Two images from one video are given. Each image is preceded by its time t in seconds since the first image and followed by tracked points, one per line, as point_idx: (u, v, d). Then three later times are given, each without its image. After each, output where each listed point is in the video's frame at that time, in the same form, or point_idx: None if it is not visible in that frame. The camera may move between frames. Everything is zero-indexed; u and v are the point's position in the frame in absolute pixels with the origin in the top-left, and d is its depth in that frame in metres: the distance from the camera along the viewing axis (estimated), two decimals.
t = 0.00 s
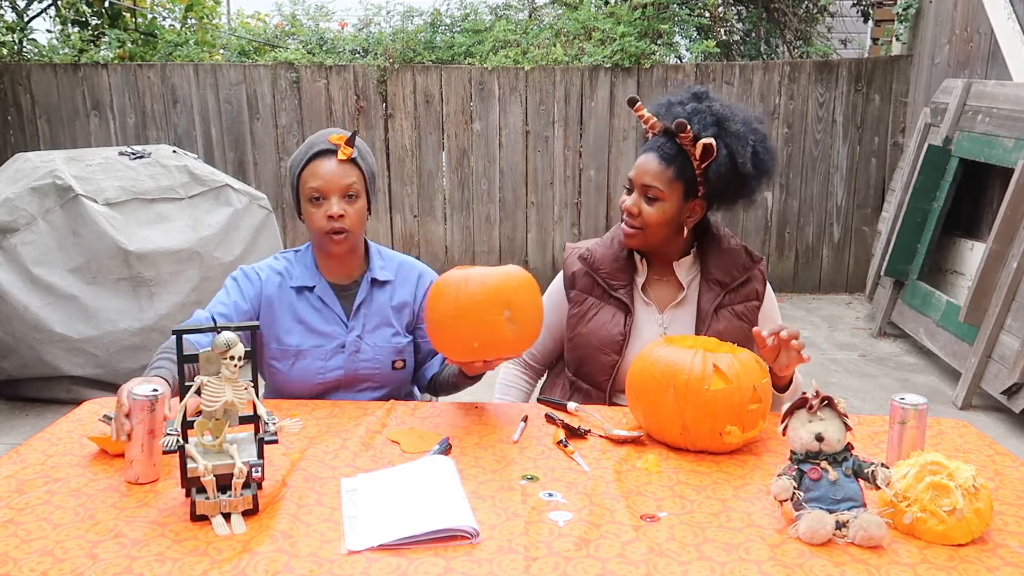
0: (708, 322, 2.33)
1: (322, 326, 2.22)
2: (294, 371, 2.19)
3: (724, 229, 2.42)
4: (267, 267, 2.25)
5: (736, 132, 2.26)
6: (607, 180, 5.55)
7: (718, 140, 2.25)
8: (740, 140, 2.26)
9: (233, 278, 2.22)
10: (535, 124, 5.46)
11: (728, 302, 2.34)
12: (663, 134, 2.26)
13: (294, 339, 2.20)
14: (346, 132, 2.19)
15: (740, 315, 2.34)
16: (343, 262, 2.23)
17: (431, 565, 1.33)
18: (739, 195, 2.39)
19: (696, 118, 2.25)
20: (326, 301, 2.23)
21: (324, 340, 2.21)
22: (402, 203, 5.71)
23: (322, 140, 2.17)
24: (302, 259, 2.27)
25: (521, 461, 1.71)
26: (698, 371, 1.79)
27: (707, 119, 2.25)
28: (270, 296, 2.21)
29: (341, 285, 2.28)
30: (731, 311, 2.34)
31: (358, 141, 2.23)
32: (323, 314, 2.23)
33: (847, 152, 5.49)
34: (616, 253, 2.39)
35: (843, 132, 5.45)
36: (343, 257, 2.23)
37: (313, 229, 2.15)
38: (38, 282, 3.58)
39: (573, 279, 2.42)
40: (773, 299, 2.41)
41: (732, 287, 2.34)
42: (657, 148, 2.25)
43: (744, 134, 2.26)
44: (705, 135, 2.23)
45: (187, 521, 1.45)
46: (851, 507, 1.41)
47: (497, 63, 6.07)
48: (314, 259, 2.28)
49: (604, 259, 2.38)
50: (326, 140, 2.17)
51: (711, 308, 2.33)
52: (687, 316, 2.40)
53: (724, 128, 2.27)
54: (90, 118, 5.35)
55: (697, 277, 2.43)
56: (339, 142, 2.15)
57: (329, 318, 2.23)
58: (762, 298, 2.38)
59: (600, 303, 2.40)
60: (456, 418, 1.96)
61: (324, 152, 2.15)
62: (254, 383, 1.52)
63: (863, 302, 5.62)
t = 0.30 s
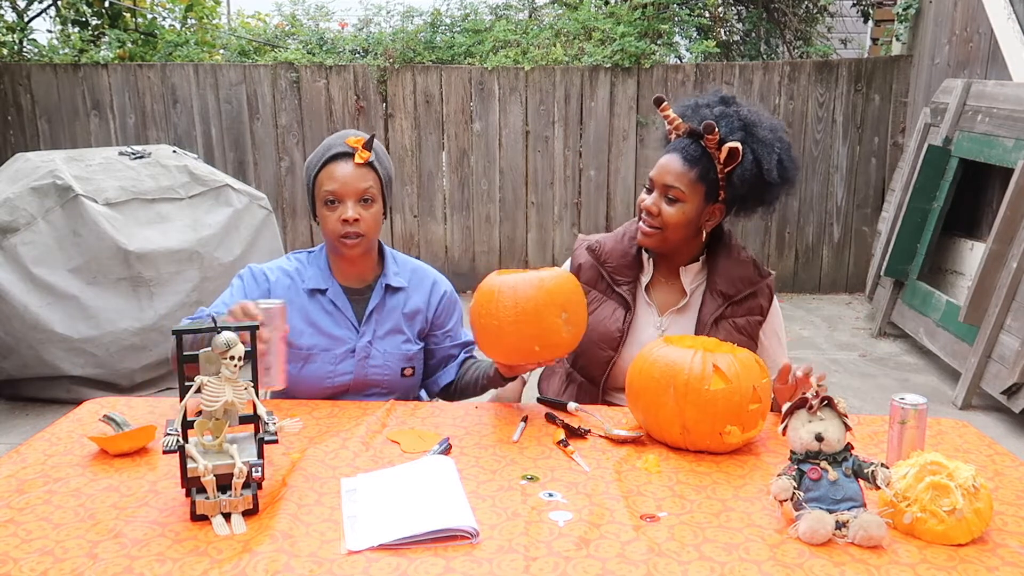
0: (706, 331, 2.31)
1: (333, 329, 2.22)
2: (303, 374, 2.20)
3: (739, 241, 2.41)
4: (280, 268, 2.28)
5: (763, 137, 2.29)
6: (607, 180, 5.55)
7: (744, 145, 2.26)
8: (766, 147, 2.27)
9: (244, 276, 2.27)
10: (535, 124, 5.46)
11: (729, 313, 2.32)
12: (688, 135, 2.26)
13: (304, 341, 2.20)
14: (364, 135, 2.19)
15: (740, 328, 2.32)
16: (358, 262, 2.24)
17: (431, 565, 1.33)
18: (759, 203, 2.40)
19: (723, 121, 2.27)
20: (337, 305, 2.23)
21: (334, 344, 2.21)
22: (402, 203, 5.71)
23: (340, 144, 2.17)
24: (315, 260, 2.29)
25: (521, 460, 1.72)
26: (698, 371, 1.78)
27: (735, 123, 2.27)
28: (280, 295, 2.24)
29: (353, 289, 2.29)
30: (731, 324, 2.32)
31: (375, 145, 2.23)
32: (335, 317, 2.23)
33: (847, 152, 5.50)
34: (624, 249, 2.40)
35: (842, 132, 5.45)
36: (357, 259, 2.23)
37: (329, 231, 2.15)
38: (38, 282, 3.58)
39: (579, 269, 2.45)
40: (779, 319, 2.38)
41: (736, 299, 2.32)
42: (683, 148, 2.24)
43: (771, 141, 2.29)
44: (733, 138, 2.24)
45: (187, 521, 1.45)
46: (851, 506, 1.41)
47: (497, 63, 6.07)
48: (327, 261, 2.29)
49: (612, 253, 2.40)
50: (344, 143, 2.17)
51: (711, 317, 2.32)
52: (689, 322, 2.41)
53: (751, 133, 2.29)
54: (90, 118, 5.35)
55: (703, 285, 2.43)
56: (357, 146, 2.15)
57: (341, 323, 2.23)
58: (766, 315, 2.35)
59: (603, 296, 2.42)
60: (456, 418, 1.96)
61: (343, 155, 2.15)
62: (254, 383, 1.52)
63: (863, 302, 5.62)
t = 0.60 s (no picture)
0: (719, 330, 2.31)
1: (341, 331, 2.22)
2: (308, 374, 2.20)
3: (748, 242, 2.42)
4: (294, 266, 2.29)
5: (764, 134, 2.28)
6: (607, 180, 5.55)
7: (744, 142, 2.26)
8: (766, 143, 2.27)
9: (255, 274, 2.25)
10: (535, 124, 5.46)
11: (742, 312, 2.32)
12: (690, 136, 2.27)
13: (310, 344, 2.18)
14: (374, 139, 2.19)
15: (752, 327, 2.31)
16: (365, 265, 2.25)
17: (431, 565, 1.33)
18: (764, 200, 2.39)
19: (723, 120, 2.28)
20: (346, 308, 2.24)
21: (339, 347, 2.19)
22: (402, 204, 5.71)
23: (349, 147, 2.17)
24: (326, 262, 2.31)
25: (521, 460, 1.72)
26: (698, 371, 1.78)
27: (735, 121, 2.28)
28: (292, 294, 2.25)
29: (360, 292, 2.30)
30: (744, 322, 2.32)
31: (384, 148, 2.23)
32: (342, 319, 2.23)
33: (847, 153, 5.50)
34: (635, 247, 2.41)
35: (842, 133, 5.46)
36: (365, 262, 2.24)
37: (336, 235, 2.15)
38: (38, 282, 3.58)
39: (588, 267, 2.44)
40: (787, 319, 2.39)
41: (748, 298, 2.33)
42: (686, 149, 2.25)
43: (772, 137, 2.29)
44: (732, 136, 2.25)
45: (187, 521, 1.45)
46: (851, 507, 1.41)
47: (497, 63, 6.07)
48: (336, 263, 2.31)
49: (623, 250, 2.40)
50: (352, 147, 2.17)
51: (724, 316, 2.32)
52: (700, 321, 2.42)
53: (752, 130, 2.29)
54: (90, 118, 5.35)
55: (714, 283, 2.43)
56: (365, 149, 2.14)
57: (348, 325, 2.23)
58: (776, 314, 2.35)
59: (614, 294, 2.42)
60: (456, 418, 1.96)
61: (352, 159, 2.15)
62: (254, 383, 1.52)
63: (863, 302, 5.62)
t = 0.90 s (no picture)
0: (725, 324, 2.31)
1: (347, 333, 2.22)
2: (312, 375, 2.20)
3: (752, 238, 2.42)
4: (297, 266, 2.28)
5: (760, 124, 2.30)
6: (607, 180, 5.55)
7: (742, 133, 2.28)
8: (764, 132, 2.29)
9: (258, 272, 2.26)
10: (535, 124, 5.46)
11: (746, 307, 2.33)
12: (688, 132, 2.29)
13: (314, 345, 2.17)
14: (377, 139, 2.19)
15: (756, 322, 2.31)
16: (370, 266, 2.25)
17: (431, 565, 1.33)
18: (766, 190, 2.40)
19: (720, 113, 2.29)
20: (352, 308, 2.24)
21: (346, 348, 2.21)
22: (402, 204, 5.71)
23: (352, 148, 2.16)
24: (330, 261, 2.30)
25: (521, 461, 1.72)
26: (698, 371, 1.78)
27: (731, 113, 2.30)
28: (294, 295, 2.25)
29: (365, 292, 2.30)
30: (749, 317, 2.32)
31: (388, 148, 2.22)
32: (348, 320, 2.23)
33: (847, 152, 5.50)
34: (641, 241, 2.41)
35: (842, 132, 5.46)
36: (370, 263, 2.24)
37: (340, 236, 2.16)
38: (38, 282, 3.58)
39: (594, 261, 2.45)
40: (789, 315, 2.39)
41: (752, 293, 2.33)
42: (685, 146, 2.27)
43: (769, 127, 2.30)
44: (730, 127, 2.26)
45: (187, 521, 1.45)
46: (851, 506, 1.41)
47: (497, 63, 6.07)
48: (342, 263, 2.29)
49: (629, 243, 2.41)
50: (355, 148, 2.16)
51: (729, 310, 2.32)
52: (705, 314, 2.41)
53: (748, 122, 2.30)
54: (90, 118, 5.35)
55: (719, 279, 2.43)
56: (368, 150, 2.14)
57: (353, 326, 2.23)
58: (780, 310, 2.34)
59: (619, 287, 2.41)
60: (456, 418, 1.96)
61: (354, 160, 2.15)
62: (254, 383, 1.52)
63: (863, 302, 5.61)
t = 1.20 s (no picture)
0: (725, 322, 2.31)
1: (353, 331, 2.23)
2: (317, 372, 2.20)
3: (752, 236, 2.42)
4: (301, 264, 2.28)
5: (762, 118, 2.30)
6: (607, 180, 5.55)
7: (745, 128, 2.28)
8: (767, 126, 2.29)
9: (260, 268, 2.26)
10: (535, 124, 5.46)
11: (747, 305, 2.32)
12: (688, 129, 2.29)
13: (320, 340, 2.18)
14: (387, 139, 2.20)
15: (757, 320, 2.31)
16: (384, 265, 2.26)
17: (431, 565, 1.33)
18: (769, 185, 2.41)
19: (721, 109, 2.29)
20: (357, 306, 2.25)
21: (350, 346, 2.22)
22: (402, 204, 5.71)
23: (366, 149, 2.16)
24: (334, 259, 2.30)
25: (521, 461, 1.72)
26: (698, 371, 1.78)
27: (732, 109, 2.30)
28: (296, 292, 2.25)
29: (371, 291, 2.31)
30: (749, 315, 2.31)
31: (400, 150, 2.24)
32: (354, 318, 2.24)
33: (847, 152, 5.50)
34: (642, 239, 2.41)
35: (842, 132, 5.46)
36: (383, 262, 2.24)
37: (366, 238, 2.13)
38: (38, 282, 3.58)
39: (595, 259, 2.45)
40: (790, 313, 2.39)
41: (753, 292, 2.33)
42: (686, 142, 2.27)
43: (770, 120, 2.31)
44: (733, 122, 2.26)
45: (187, 521, 1.45)
46: (851, 506, 1.41)
47: (497, 63, 6.07)
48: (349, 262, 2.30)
49: (630, 241, 2.41)
50: (371, 148, 2.16)
51: (730, 308, 2.32)
52: (705, 313, 2.40)
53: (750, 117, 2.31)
54: (90, 118, 5.35)
55: (719, 277, 2.43)
56: (385, 150, 2.15)
57: (358, 323, 2.24)
58: (780, 310, 2.35)
59: (619, 285, 2.41)
60: (456, 418, 1.96)
61: (371, 160, 2.15)
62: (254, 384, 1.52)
63: (863, 302, 5.62)
